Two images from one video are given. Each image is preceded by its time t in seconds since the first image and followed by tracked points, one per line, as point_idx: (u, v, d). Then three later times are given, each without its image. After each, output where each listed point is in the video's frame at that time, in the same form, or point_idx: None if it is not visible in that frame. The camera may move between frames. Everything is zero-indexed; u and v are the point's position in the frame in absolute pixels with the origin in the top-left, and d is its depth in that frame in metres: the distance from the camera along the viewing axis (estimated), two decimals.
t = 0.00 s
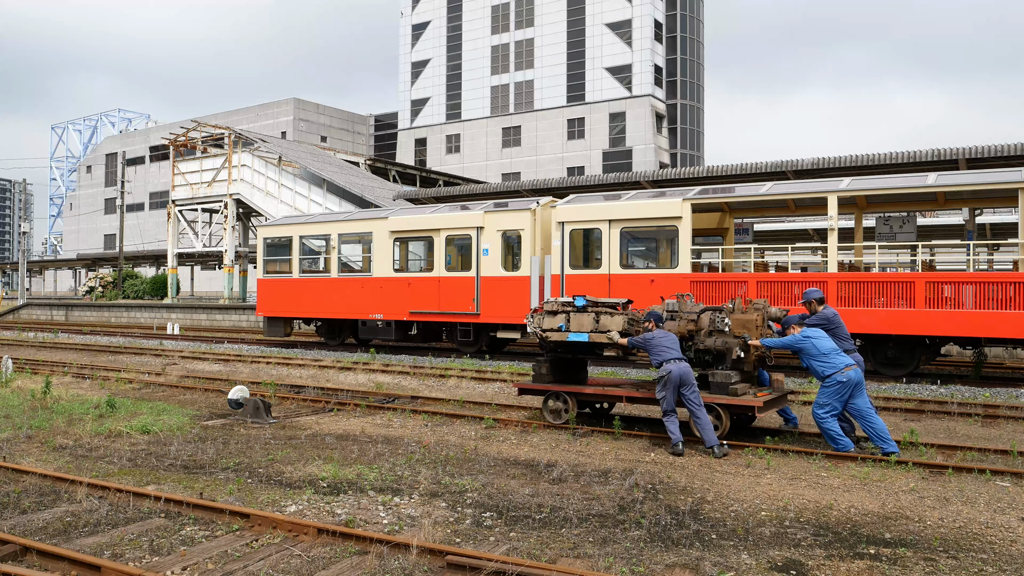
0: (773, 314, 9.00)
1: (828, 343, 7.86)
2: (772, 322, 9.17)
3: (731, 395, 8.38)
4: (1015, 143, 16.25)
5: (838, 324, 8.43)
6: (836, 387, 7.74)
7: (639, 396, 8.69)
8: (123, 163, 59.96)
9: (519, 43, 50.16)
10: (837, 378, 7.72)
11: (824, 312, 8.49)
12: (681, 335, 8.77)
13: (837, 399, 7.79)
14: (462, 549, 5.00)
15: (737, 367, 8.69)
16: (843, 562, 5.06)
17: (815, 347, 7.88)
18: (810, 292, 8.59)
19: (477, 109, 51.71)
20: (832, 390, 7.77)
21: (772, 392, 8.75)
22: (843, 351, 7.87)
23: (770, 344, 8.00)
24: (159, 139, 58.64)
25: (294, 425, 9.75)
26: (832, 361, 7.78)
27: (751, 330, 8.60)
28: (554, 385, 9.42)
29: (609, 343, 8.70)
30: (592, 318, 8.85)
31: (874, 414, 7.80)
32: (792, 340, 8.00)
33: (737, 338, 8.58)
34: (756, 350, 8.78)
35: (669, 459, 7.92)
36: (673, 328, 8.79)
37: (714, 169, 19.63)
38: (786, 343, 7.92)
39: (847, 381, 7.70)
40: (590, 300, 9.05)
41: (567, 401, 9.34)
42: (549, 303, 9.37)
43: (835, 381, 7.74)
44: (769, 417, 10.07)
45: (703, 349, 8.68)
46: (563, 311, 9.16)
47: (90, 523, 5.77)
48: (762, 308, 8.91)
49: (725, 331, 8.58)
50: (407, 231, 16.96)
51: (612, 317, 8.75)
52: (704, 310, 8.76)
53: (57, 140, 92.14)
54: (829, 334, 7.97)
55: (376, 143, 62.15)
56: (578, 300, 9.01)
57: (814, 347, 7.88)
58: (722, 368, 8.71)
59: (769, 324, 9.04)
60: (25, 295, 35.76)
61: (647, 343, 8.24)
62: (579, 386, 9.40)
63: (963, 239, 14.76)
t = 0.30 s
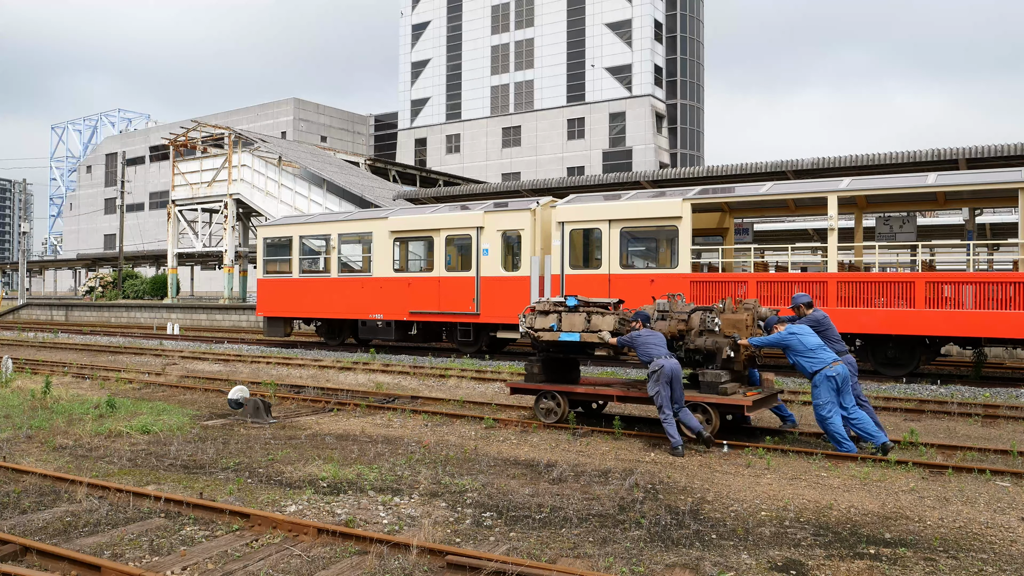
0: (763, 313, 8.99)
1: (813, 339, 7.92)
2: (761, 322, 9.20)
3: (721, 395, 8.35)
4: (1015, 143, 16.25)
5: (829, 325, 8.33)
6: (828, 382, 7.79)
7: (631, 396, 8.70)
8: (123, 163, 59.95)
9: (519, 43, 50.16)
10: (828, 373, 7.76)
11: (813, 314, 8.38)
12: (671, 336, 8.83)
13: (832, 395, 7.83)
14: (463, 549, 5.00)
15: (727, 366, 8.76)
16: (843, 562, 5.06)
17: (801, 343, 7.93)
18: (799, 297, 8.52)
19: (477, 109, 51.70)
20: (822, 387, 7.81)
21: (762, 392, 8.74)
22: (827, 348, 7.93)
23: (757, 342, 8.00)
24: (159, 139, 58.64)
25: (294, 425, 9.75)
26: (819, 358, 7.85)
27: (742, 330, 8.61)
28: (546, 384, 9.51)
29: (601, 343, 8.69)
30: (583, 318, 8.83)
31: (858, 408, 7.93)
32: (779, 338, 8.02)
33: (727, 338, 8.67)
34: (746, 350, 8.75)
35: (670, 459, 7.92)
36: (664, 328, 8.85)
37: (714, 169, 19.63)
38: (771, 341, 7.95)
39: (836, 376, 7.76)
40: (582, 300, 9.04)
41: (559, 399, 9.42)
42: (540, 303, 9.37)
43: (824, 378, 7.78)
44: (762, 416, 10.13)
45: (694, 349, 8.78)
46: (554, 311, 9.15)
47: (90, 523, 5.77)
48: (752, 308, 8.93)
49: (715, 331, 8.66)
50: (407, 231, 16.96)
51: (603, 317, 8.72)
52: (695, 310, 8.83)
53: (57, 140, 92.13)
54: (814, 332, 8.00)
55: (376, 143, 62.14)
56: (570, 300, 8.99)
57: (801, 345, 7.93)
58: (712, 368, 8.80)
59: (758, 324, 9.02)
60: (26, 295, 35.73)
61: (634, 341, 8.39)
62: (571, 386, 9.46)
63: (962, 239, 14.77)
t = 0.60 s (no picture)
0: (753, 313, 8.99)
1: (801, 339, 8.02)
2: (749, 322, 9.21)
3: (709, 394, 8.43)
4: (1015, 143, 16.24)
5: (817, 324, 8.39)
6: (823, 380, 7.86)
7: (621, 394, 8.74)
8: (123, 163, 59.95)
9: (519, 43, 50.15)
10: (820, 372, 7.85)
11: (802, 312, 8.48)
12: (660, 335, 8.81)
13: (828, 393, 7.89)
14: (463, 549, 5.00)
15: (716, 366, 8.75)
16: (843, 562, 5.06)
17: (789, 343, 8.02)
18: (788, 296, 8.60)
19: (477, 109, 51.70)
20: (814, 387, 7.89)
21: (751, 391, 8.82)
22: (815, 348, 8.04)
23: (746, 342, 8.08)
24: (159, 139, 58.64)
25: (294, 425, 9.75)
26: (806, 358, 7.95)
27: (730, 329, 8.69)
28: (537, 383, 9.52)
29: (591, 343, 8.71)
30: (574, 318, 8.88)
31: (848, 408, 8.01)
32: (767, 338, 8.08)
33: (716, 337, 8.62)
34: (735, 350, 8.78)
35: (669, 459, 7.92)
36: (654, 328, 8.84)
37: (714, 169, 19.63)
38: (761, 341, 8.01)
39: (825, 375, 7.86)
40: (573, 299, 9.09)
41: (549, 399, 9.43)
42: (531, 302, 9.40)
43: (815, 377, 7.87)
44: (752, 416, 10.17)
45: (683, 349, 8.75)
46: (545, 311, 9.20)
47: (90, 523, 5.77)
48: (741, 308, 8.97)
49: (704, 330, 8.61)
50: (407, 231, 16.97)
51: (593, 316, 8.74)
52: (684, 309, 8.80)
53: (57, 140, 92.15)
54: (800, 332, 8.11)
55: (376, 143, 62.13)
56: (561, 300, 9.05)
57: (789, 345, 8.02)
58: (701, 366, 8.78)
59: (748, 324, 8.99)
60: (25, 295, 35.73)
61: (624, 340, 8.43)
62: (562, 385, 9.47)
63: (962, 239, 14.77)
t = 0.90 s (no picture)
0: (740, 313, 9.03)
1: (787, 340, 8.06)
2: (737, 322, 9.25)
3: (696, 392, 8.49)
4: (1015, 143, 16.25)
5: (804, 321, 8.38)
6: (810, 380, 7.93)
7: (609, 393, 8.81)
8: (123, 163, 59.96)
9: (519, 43, 50.14)
10: (808, 373, 7.91)
11: (790, 311, 8.41)
12: (648, 335, 8.87)
13: (816, 393, 7.96)
14: (463, 549, 5.00)
15: (704, 365, 8.83)
16: (843, 562, 5.06)
17: (776, 345, 8.06)
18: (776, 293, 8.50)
19: (477, 109, 51.70)
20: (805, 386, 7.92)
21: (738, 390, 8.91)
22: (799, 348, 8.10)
23: (733, 343, 8.12)
24: (159, 139, 58.64)
25: (294, 425, 9.75)
26: (793, 358, 7.98)
27: (718, 329, 8.72)
28: (527, 383, 9.59)
29: (580, 343, 8.78)
30: (563, 317, 8.90)
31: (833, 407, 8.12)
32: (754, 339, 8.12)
33: (704, 336, 8.74)
34: (722, 349, 8.85)
35: (669, 459, 7.92)
36: (642, 327, 8.91)
37: (714, 169, 19.63)
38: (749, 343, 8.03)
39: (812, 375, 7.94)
40: (562, 299, 9.10)
41: (539, 398, 9.50)
42: (521, 302, 9.41)
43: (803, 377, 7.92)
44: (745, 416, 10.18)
45: (670, 348, 8.81)
46: (535, 311, 9.20)
47: (90, 523, 5.77)
48: (729, 308, 8.99)
49: (691, 330, 8.73)
50: (407, 231, 16.97)
51: (582, 316, 8.78)
52: (672, 309, 8.88)
53: (57, 140, 92.20)
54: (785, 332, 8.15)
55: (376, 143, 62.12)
56: (550, 300, 9.08)
57: (775, 345, 8.06)
58: (689, 366, 8.83)
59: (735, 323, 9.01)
60: (26, 295, 35.71)
61: (612, 339, 8.47)
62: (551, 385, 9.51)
63: (963, 239, 14.76)
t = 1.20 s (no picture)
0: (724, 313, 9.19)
1: (774, 334, 8.17)
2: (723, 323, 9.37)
3: (682, 391, 8.58)
4: (1015, 143, 16.24)
5: (790, 323, 8.63)
6: (790, 373, 7.98)
7: (595, 393, 8.88)
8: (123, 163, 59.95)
9: (519, 43, 50.13)
10: (790, 365, 7.99)
11: (778, 311, 8.70)
12: (636, 334, 8.95)
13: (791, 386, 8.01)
14: (463, 549, 5.00)
15: (690, 364, 8.95)
16: (843, 562, 5.06)
17: (761, 337, 8.17)
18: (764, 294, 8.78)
19: (477, 109, 51.69)
20: (785, 378, 7.97)
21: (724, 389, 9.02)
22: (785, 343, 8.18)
23: (718, 339, 8.26)
24: (159, 139, 58.62)
25: (295, 425, 9.75)
26: (777, 351, 8.09)
27: (704, 329, 8.83)
28: (516, 382, 9.67)
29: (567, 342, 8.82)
30: (551, 317, 8.94)
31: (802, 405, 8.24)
32: (740, 330, 8.22)
33: (690, 336, 8.88)
34: (708, 349, 8.98)
35: (670, 459, 7.92)
36: (630, 326, 8.98)
37: (714, 169, 19.64)
38: (734, 334, 8.16)
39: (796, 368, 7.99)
40: (551, 299, 9.17)
41: (527, 397, 9.56)
42: (510, 302, 9.43)
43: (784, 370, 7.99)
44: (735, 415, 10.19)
45: (657, 347, 8.92)
46: (524, 311, 9.25)
47: (90, 523, 5.77)
48: (715, 308, 9.12)
49: (678, 329, 8.87)
50: (407, 231, 16.97)
51: (570, 316, 8.83)
52: (659, 309, 9.01)
53: (57, 140, 92.20)
54: (772, 328, 8.25)
55: (376, 143, 62.10)
56: (540, 300, 9.15)
57: (761, 338, 8.18)
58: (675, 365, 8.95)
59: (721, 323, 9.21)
60: (26, 295, 35.68)
61: (601, 335, 8.47)
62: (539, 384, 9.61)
63: (962, 239, 14.76)
